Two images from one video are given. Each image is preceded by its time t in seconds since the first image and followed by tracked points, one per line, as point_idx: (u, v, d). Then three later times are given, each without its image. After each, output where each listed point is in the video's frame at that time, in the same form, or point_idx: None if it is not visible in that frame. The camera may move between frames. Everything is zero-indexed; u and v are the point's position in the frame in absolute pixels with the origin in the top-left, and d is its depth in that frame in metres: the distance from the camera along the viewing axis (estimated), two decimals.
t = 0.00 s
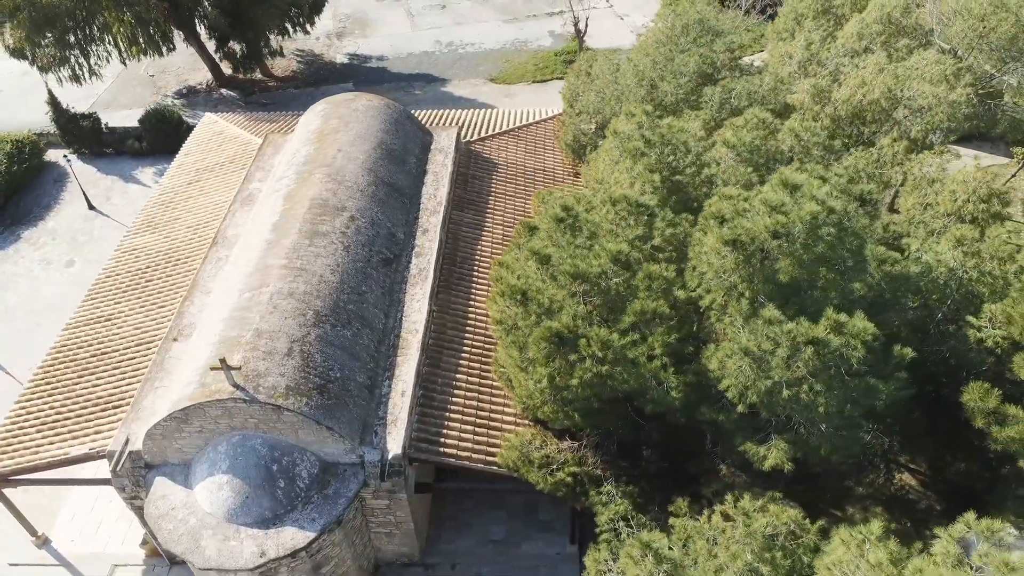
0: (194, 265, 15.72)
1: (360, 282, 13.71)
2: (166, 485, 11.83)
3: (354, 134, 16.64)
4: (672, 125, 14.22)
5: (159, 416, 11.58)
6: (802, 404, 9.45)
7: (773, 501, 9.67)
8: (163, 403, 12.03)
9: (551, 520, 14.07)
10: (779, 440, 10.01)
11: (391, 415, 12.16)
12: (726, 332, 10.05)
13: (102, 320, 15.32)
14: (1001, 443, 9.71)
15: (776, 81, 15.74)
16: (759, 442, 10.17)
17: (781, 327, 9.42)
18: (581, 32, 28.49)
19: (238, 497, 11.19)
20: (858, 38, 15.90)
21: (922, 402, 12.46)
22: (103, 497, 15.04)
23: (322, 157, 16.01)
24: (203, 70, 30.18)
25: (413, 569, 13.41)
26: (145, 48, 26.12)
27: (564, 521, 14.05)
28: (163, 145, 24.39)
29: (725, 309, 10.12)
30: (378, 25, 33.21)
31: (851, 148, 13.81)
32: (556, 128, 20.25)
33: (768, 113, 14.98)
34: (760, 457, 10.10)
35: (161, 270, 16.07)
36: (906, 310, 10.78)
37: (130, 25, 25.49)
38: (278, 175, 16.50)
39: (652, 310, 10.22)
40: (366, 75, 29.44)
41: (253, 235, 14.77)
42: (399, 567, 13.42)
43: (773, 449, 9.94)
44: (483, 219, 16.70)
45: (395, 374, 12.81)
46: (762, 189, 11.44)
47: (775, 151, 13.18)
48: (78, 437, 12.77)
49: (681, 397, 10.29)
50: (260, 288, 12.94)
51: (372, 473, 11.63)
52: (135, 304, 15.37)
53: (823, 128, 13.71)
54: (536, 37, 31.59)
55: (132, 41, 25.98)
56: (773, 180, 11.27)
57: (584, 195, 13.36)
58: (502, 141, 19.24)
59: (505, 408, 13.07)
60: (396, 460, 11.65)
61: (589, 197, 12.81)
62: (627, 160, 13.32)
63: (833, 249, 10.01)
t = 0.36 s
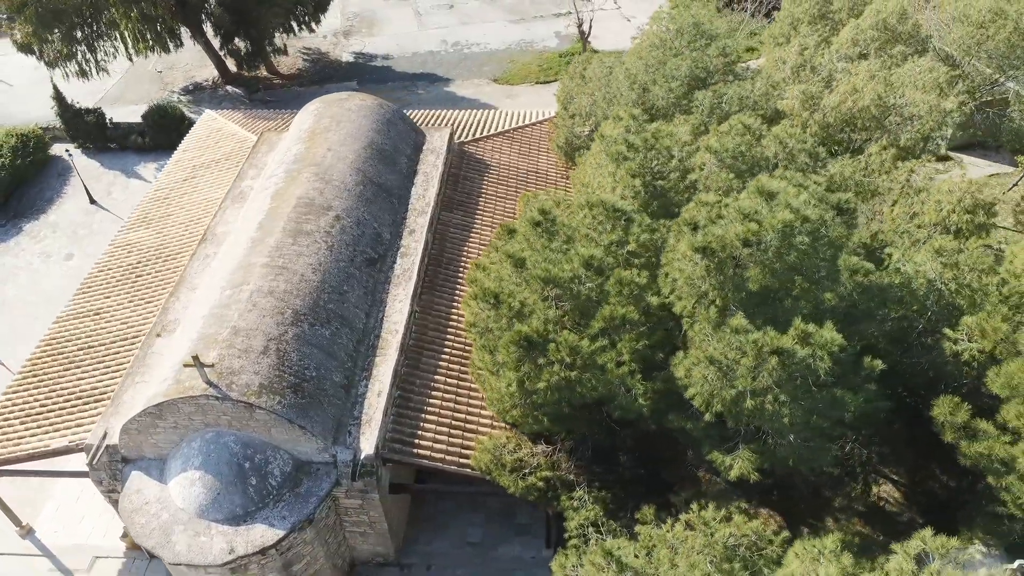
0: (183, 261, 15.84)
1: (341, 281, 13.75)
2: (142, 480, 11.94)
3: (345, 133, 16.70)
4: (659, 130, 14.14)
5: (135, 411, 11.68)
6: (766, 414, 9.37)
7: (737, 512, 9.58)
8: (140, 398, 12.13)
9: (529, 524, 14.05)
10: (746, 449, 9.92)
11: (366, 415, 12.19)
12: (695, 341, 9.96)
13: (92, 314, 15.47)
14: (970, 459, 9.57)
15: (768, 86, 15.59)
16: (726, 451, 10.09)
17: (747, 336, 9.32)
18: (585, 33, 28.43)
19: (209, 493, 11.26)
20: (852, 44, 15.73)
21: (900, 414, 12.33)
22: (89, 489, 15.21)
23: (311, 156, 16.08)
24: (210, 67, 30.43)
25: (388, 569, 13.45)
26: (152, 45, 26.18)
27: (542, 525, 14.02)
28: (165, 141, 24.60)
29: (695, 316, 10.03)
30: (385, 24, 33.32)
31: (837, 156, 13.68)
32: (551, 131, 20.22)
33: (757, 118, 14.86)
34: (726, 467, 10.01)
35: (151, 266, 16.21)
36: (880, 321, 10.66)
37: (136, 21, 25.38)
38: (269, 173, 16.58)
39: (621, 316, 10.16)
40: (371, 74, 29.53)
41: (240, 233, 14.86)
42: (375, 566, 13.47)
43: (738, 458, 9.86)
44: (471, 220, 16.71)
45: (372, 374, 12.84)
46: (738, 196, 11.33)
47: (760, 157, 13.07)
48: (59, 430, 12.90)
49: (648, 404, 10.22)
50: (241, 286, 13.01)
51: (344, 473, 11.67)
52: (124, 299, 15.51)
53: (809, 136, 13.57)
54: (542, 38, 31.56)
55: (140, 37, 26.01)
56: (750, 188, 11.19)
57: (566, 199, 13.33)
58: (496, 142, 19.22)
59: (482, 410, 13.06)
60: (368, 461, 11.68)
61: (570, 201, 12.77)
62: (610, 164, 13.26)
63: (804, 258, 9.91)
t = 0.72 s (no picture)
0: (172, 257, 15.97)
1: (324, 280, 13.81)
2: (118, 474, 12.06)
3: (336, 133, 16.78)
4: (644, 135, 14.08)
5: (112, 406, 11.79)
6: (730, 423, 9.32)
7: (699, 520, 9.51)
8: (119, 393, 12.24)
9: (506, 526, 14.04)
10: (711, 458, 9.86)
11: (341, 415, 12.25)
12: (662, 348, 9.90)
13: (81, 308, 15.64)
14: (937, 473, 9.46)
15: (758, 91, 15.47)
16: (692, 459, 10.04)
17: (712, 344, 9.26)
18: (589, 34, 28.36)
19: (181, 489, 11.35)
20: (847, 50, 15.56)
21: (877, 424, 12.21)
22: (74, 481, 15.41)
23: (302, 155, 16.18)
24: (217, 64, 30.67)
25: (364, 568, 13.50)
26: (159, 42, 26.43)
27: (519, 528, 14.01)
28: (168, 137, 24.85)
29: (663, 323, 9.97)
30: (392, 23, 33.41)
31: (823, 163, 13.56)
32: (545, 133, 20.19)
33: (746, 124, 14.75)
34: (692, 475, 9.94)
35: (142, 261, 16.37)
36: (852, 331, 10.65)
37: (144, 17, 25.69)
38: (260, 172, 16.68)
39: (590, 321, 10.13)
40: (375, 73, 29.61)
41: (227, 230, 14.97)
42: (351, 565, 13.52)
43: (703, 466, 9.80)
44: (460, 221, 16.73)
45: (350, 374, 12.89)
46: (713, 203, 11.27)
47: (743, 163, 12.98)
48: (41, 422, 13.06)
49: (615, 410, 10.17)
50: (222, 283, 13.11)
51: (316, 472, 11.72)
52: (113, 294, 15.67)
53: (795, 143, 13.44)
54: (547, 39, 31.51)
55: (147, 35, 26.26)
56: (725, 195, 11.19)
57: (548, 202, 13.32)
58: (490, 144, 19.24)
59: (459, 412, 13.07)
60: (341, 460, 11.72)
61: (549, 205, 12.74)
62: (592, 168, 13.22)
63: (773, 266, 9.90)
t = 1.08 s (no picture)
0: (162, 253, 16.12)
1: (306, 279, 13.88)
2: (95, 467, 12.20)
3: (327, 132, 16.85)
4: (628, 140, 14.03)
5: (89, 400, 11.91)
6: (692, 432, 9.26)
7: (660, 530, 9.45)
8: (97, 387, 12.37)
9: (482, 528, 14.07)
10: (675, 466, 9.80)
11: (316, 414, 12.31)
12: (628, 355, 9.87)
13: (72, 302, 15.81)
14: (902, 488, 9.34)
15: (748, 97, 15.36)
16: (657, 467, 9.98)
17: (675, 353, 9.21)
18: (593, 36, 28.29)
19: (154, 484, 11.45)
20: (839, 57, 15.38)
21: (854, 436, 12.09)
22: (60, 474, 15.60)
23: (292, 154, 16.27)
24: (224, 61, 30.90)
25: (340, 567, 13.57)
26: (165, 38, 26.67)
27: (495, 530, 14.02)
28: (170, 134, 25.08)
29: (630, 332, 9.91)
30: (400, 22, 33.52)
31: (808, 171, 13.44)
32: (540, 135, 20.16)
33: (734, 130, 14.62)
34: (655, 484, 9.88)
35: (133, 257, 16.53)
36: (821, 338, 10.59)
37: (151, 14, 25.94)
38: (251, 170, 16.79)
39: (557, 327, 10.12)
40: (379, 72, 29.71)
41: (214, 228, 15.08)
42: (327, 564, 13.60)
43: (666, 474, 9.74)
44: (448, 223, 16.75)
45: (328, 373, 12.96)
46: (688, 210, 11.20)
47: (725, 170, 12.88)
48: (25, 414, 13.22)
49: (581, 416, 10.14)
50: (204, 280, 13.20)
51: (289, 470, 11.80)
52: (103, 289, 15.83)
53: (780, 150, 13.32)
54: (553, 40, 31.47)
55: (153, 31, 26.49)
56: (699, 203, 11.11)
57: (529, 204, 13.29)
58: (483, 145, 19.25)
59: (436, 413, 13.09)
60: (313, 459, 11.78)
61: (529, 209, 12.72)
62: (573, 172, 13.18)
63: (741, 275, 9.91)
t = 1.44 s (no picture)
0: (152, 249, 16.26)
1: (288, 278, 13.95)
2: (73, 460, 12.35)
3: (319, 132, 16.93)
4: (613, 144, 13.97)
5: (68, 393, 12.04)
6: (652, 440, 9.22)
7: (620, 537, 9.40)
8: (77, 381, 12.50)
9: (459, 530, 14.08)
10: (637, 473, 9.76)
11: (291, 412, 12.37)
12: (593, 361, 9.83)
13: (62, 295, 15.99)
14: (864, 501, 9.28)
15: (738, 103, 15.24)
16: (620, 474, 9.93)
17: (637, 360, 9.16)
18: (597, 38, 28.21)
19: (128, 479, 11.56)
20: (831, 63, 15.24)
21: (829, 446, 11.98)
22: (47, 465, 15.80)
23: (282, 152, 16.35)
24: (231, 58, 31.13)
25: (316, 565, 13.64)
26: (170, 35, 26.91)
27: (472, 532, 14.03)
28: (173, 130, 25.32)
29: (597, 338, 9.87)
30: (407, 22, 33.60)
31: (792, 178, 13.32)
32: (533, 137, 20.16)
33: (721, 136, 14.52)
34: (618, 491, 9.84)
35: (124, 252, 16.70)
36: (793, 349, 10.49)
37: (157, 11, 26.18)
38: (242, 167, 16.90)
39: (524, 332, 10.09)
40: (383, 71, 29.82)
41: (202, 225, 15.19)
42: (302, 562, 13.67)
43: (629, 482, 9.70)
44: (437, 225, 16.79)
45: (305, 372, 13.02)
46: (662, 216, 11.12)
47: (707, 176, 12.79)
48: (9, 406, 13.40)
49: (546, 421, 10.12)
50: (186, 277, 13.29)
51: (261, 467, 11.87)
52: (93, 283, 16.00)
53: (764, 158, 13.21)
54: (558, 42, 31.42)
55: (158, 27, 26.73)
56: (674, 209, 11.04)
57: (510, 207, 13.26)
58: (475, 146, 19.28)
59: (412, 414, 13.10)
60: (285, 458, 11.84)
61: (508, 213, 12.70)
62: (555, 176, 13.14)
63: (709, 283, 9.83)
